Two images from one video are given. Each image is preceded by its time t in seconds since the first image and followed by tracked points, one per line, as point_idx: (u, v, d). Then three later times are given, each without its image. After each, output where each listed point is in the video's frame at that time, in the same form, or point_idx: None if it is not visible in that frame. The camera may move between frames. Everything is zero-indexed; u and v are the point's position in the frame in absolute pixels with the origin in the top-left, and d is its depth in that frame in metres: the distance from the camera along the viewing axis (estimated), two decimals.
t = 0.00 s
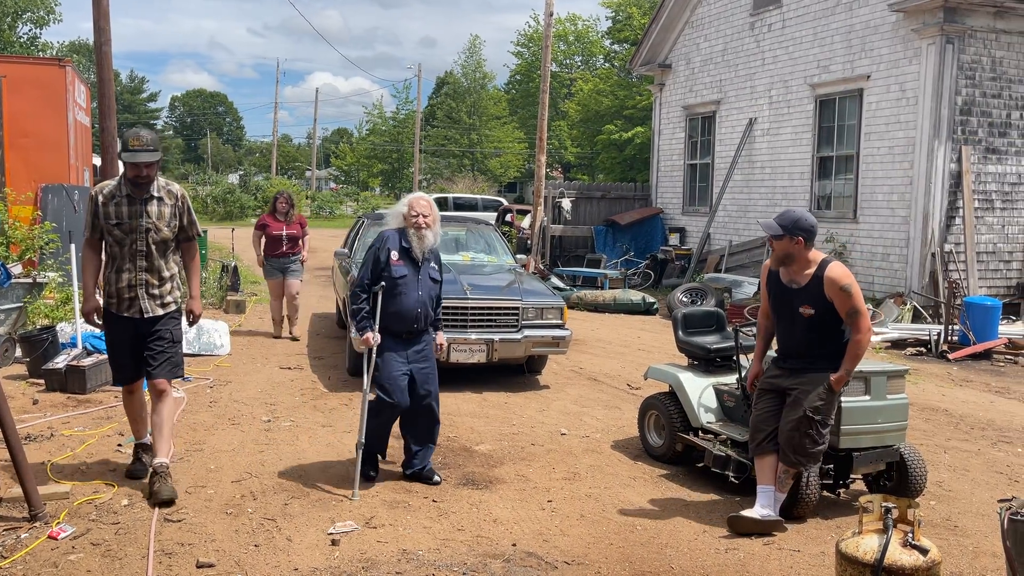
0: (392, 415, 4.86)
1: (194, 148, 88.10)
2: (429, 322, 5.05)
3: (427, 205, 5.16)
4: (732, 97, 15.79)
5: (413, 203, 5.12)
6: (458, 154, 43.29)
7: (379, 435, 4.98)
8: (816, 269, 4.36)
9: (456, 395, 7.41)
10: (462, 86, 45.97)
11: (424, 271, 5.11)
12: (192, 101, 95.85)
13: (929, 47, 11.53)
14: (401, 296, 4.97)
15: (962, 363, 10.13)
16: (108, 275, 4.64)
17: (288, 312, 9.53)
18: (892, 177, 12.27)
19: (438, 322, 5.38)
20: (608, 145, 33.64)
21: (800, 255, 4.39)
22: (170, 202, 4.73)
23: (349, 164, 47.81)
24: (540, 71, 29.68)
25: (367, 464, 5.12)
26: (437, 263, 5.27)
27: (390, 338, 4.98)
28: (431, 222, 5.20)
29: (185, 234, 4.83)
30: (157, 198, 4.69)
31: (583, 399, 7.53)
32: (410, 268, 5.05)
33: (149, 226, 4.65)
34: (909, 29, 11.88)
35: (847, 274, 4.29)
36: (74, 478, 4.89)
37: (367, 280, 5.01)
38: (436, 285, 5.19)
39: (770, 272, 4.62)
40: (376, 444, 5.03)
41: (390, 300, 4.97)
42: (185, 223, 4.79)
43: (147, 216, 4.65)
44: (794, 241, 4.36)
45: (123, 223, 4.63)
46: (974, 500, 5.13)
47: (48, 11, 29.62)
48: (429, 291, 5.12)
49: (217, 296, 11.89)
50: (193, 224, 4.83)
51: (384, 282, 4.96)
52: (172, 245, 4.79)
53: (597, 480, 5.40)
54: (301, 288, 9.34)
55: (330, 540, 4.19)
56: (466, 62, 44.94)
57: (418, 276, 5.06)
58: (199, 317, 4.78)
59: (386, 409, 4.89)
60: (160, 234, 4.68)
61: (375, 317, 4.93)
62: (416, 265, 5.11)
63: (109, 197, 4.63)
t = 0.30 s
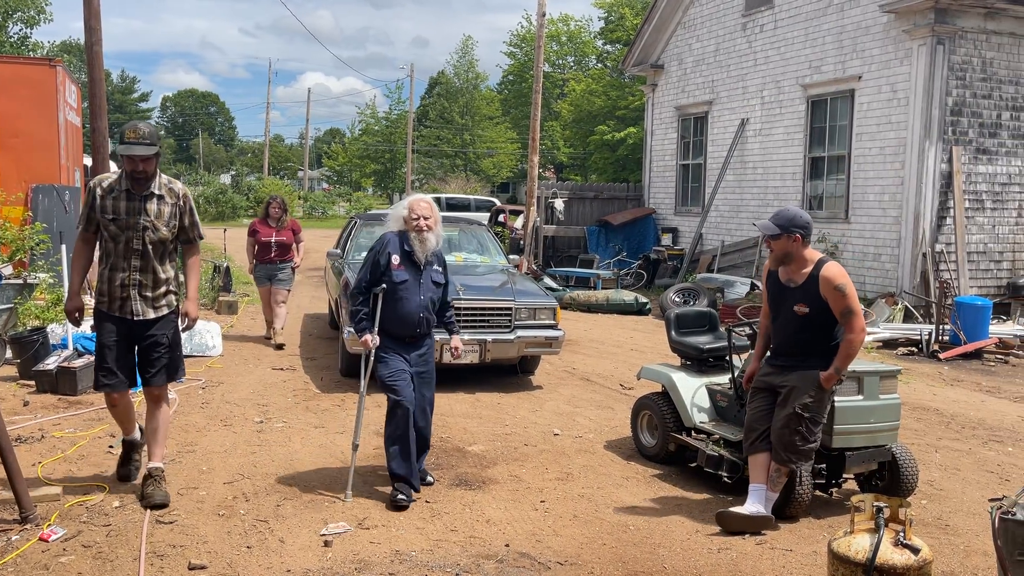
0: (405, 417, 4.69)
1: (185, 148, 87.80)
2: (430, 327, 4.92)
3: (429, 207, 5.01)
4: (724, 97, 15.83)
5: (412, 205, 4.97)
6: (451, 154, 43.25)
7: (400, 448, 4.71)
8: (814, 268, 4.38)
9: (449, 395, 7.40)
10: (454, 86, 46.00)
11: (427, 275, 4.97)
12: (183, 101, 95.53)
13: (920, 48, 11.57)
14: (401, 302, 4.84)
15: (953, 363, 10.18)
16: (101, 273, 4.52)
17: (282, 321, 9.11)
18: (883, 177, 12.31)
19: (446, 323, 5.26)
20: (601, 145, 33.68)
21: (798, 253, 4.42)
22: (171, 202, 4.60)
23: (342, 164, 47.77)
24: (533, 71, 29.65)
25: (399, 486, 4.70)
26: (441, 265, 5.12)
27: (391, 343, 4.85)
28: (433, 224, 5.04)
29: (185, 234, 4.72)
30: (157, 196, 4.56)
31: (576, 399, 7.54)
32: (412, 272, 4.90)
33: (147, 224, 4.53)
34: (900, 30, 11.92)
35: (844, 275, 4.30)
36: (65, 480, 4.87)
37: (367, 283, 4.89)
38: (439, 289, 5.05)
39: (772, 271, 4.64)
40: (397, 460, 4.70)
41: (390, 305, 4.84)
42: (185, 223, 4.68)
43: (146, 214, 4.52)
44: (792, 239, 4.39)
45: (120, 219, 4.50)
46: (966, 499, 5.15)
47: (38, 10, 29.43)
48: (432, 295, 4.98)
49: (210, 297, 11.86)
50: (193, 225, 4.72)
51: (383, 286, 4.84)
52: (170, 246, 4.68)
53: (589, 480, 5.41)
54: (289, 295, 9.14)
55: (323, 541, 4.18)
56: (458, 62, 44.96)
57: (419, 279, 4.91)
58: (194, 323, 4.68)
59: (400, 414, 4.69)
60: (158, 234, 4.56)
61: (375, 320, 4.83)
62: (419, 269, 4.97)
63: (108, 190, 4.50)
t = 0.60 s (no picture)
0: (399, 425, 4.65)
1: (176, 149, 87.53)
2: (426, 330, 4.83)
3: (415, 208, 4.93)
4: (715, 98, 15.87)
5: (397, 206, 4.89)
6: (443, 155, 43.26)
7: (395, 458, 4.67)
8: (813, 266, 4.41)
9: (441, 397, 7.40)
10: (445, 87, 46.01)
11: (419, 276, 4.89)
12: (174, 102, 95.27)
13: (909, 50, 11.63)
14: (391, 306, 4.76)
15: (943, 363, 10.23)
16: (88, 277, 4.36)
17: (275, 324, 9.01)
18: (873, 178, 12.36)
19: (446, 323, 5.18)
20: (592, 146, 33.76)
21: (799, 250, 4.44)
22: (156, 200, 4.44)
23: (333, 165, 47.67)
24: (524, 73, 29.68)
25: (393, 494, 4.69)
26: (436, 264, 5.03)
27: (384, 348, 4.80)
28: (421, 224, 4.96)
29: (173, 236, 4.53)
30: (142, 194, 4.40)
31: (567, 400, 7.54)
32: (401, 275, 4.83)
33: (132, 224, 4.37)
34: (890, 32, 11.98)
35: (842, 275, 4.33)
36: (55, 482, 4.85)
37: (359, 287, 4.87)
38: (435, 289, 4.96)
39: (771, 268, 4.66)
40: (391, 469, 4.69)
41: (381, 309, 4.77)
42: (173, 223, 4.50)
43: (130, 213, 4.37)
44: (793, 235, 4.41)
45: (103, 220, 4.35)
46: (955, 499, 5.17)
47: (28, 11, 29.33)
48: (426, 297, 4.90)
49: (201, 298, 11.82)
50: (182, 225, 4.53)
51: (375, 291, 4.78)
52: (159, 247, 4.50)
53: (581, 481, 5.41)
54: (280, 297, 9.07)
55: (314, 543, 4.18)
56: (450, 63, 45.01)
57: (410, 282, 4.85)
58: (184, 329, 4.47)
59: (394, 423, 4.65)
60: (143, 234, 4.39)
61: (368, 324, 4.79)
62: (410, 271, 4.89)
63: (91, 190, 4.36)
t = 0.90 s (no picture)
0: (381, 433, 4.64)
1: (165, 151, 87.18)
2: (415, 331, 4.76)
3: (401, 207, 4.89)
4: (705, 100, 15.92)
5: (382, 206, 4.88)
6: (433, 156, 43.25)
7: (381, 466, 4.66)
8: (805, 266, 4.44)
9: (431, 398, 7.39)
10: (436, 88, 45.97)
11: (407, 276, 4.84)
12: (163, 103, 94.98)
13: (898, 52, 11.68)
14: (377, 307, 4.74)
15: (931, 363, 10.29)
16: (59, 295, 4.13)
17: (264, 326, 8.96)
18: (862, 180, 12.43)
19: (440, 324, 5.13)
20: (583, 148, 33.82)
21: (791, 249, 4.46)
22: (123, 206, 4.21)
23: (323, 166, 47.56)
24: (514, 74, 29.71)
25: (383, 497, 4.72)
26: (427, 264, 4.98)
27: (375, 351, 4.76)
28: (408, 224, 4.92)
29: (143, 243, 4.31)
30: (108, 202, 4.17)
31: (558, 401, 7.54)
32: (386, 276, 4.81)
33: (102, 235, 4.14)
34: (878, 34, 12.03)
35: (833, 275, 4.35)
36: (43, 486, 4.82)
37: (348, 290, 4.87)
38: (425, 290, 4.90)
39: (763, 270, 4.69)
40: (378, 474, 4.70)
41: (368, 311, 4.76)
42: (143, 229, 4.29)
43: (98, 223, 4.13)
44: (785, 234, 4.43)
45: (71, 234, 4.10)
46: (943, 499, 5.20)
47: (15, 11, 29.17)
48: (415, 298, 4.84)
49: (190, 300, 11.77)
50: (151, 230, 4.32)
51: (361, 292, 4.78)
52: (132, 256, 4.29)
53: (571, 482, 5.42)
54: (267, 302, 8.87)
55: (304, 545, 4.17)
56: (440, 65, 45.02)
57: (395, 283, 4.81)
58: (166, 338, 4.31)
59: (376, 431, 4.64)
60: (115, 245, 4.18)
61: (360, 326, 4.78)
62: (396, 272, 4.85)
63: (52, 204, 4.10)
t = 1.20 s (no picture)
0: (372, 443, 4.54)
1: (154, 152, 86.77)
2: (414, 339, 4.55)
3: (402, 210, 4.69)
4: (695, 102, 15.96)
5: (382, 209, 4.68)
6: (423, 158, 43.21)
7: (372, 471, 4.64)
8: (795, 269, 4.46)
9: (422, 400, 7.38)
10: (426, 90, 45.97)
11: (406, 282, 4.65)
12: (152, 104, 94.55)
13: (885, 55, 11.75)
14: (376, 314, 4.54)
15: (918, 364, 10.35)
16: (13, 289, 3.89)
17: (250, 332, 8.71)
18: (850, 182, 12.48)
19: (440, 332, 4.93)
20: (572, 150, 33.87)
21: (784, 252, 4.47)
22: (76, 194, 3.91)
23: (312, 167, 47.43)
24: (505, 75, 29.71)
25: (371, 500, 4.69)
26: (427, 270, 4.79)
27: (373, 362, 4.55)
28: (409, 227, 4.72)
29: (99, 232, 4.01)
30: (59, 189, 3.87)
31: (548, 403, 7.55)
32: (386, 282, 4.60)
33: (52, 225, 3.86)
34: (866, 37, 12.10)
35: (823, 279, 4.37)
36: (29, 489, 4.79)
37: (346, 298, 4.66)
38: (424, 295, 4.71)
39: (754, 271, 4.70)
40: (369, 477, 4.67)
41: (368, 319, 4.56)
42: (99, 218, 3.98)
43: (47, 212, 3.84)
44: (776, 237, 4.44)
45: (19, 224, 3.83)
46: (930, 499, 5.23)
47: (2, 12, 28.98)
48: (415, 304, 4.65)
49: (179, 302, 11.73)
50: (108, 217, 4.01)
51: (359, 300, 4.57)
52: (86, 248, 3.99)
53: (561, 483, 5.42)
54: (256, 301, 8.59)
55: (293, 548, 4.16)
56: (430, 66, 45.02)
57: (395, 288, 4.61)
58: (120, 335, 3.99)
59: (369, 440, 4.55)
60: (66, 236, 3.89)
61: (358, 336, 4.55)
62: (396, 278, 4.65)
63: None
